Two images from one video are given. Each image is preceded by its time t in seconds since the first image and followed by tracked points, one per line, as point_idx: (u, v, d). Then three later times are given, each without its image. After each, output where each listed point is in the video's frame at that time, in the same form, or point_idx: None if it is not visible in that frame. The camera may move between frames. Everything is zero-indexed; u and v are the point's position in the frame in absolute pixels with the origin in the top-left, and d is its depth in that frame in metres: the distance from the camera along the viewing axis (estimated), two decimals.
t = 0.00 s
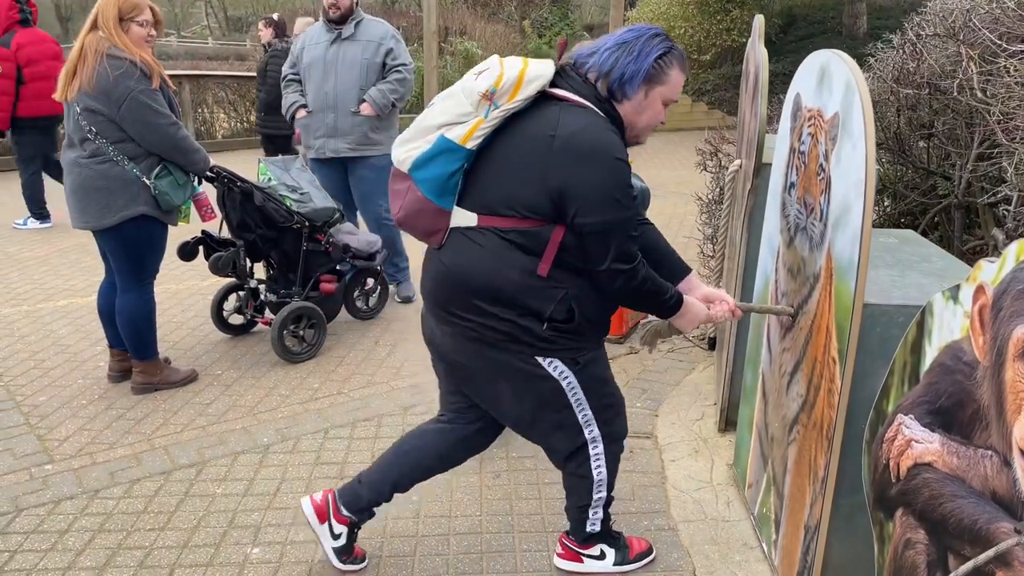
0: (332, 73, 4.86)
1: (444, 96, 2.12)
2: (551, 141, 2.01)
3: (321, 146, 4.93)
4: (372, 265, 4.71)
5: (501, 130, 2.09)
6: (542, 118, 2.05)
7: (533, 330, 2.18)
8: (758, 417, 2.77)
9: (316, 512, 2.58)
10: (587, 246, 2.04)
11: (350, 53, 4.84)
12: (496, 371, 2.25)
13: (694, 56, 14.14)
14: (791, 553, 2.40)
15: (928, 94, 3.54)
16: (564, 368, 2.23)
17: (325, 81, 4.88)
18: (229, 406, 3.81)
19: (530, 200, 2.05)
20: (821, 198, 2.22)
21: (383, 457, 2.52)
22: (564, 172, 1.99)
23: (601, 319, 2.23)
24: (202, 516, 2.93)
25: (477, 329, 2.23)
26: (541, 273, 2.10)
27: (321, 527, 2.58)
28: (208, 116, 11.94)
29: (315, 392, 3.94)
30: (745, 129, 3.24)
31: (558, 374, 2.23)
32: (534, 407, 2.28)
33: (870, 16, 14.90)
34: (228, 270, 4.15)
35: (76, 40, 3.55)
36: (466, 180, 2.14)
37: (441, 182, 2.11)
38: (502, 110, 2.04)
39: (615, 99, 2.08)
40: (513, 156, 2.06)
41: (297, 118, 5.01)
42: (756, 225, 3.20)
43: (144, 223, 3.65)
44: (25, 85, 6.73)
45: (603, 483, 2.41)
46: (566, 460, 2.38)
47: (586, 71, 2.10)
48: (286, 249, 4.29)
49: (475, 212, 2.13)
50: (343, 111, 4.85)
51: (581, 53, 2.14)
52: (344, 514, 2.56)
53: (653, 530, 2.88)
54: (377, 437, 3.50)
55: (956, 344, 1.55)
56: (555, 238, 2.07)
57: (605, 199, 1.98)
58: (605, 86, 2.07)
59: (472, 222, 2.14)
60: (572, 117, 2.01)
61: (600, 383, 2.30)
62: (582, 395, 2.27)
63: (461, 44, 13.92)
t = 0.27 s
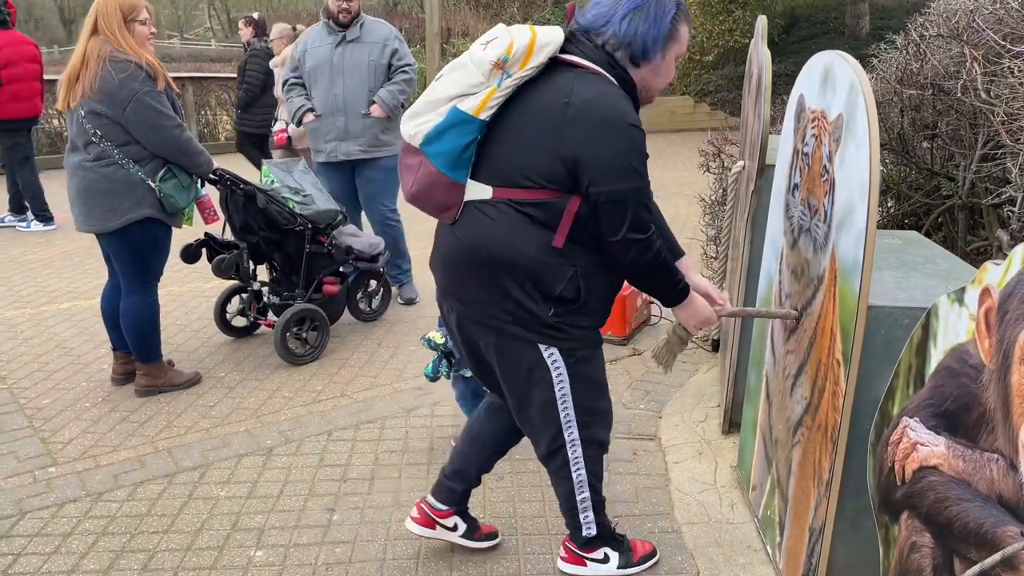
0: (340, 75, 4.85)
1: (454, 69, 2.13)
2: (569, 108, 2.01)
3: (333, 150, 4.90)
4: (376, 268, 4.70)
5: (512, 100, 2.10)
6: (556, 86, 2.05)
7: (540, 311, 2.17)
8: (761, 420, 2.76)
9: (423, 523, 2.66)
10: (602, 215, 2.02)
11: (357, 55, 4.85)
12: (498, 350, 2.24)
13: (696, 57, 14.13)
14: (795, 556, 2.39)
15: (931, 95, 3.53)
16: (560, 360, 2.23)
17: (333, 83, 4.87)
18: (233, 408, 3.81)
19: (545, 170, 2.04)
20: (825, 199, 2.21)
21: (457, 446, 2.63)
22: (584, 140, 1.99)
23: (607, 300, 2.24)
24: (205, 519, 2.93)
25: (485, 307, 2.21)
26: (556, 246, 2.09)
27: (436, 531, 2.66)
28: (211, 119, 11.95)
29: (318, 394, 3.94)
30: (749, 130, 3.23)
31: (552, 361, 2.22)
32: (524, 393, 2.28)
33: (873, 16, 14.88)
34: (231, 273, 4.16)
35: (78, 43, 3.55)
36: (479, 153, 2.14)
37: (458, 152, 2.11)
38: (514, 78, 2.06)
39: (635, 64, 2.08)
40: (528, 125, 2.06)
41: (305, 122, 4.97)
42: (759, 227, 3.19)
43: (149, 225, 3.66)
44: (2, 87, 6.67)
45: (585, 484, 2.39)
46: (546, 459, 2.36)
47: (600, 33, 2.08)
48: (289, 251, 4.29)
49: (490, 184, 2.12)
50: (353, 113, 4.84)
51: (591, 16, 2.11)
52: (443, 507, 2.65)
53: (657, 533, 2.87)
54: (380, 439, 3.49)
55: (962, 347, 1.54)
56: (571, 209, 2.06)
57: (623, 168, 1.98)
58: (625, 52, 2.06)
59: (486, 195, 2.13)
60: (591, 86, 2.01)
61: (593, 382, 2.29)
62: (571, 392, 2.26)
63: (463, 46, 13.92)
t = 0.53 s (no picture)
0: (355, 79, 4.85)
1: (385, 98, 2.16)
2: (492, 86, 1.98)
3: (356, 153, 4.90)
4: (378, 270, 4.68)
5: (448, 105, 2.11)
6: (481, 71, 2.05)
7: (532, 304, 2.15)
8: (764, 422, 2.75)
9: (435, 557, 2.64)
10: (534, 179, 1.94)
11: (369, 57, 4.84)
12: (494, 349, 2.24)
13: (699, 58, 14.11)
14: (798, 558, 2.38)
15: (934, 95, 3.51)
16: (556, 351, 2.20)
17: (349, 87, 4.86)
18: (234, 411, 3.80)
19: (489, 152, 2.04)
20: (827, 200, 2.20)
21: (441, 471, 2.55)
22: (507, 114, 1.94)
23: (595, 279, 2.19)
24: (205, 523, 2.92)
25: (476, 311, 2.21)
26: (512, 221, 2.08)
27: (451, 558, 2.66)
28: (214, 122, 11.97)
29: (319, 397, 3.93)
30: (750, 131, 3.22)
31: (548, 356, 2.19)
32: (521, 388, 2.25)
33: (875, 16, 14.85)
34: (232, 276, 4.14)
35: (77, 47, 3.54)
36: (435, 166, 2.16)
37: (413, 173, 2.13)
38: (441, 85, 2.07)
39: (561, 21, 2.06)
40: (466, 115, 2.06)
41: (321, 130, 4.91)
42: (762, 228, 3.18)
43: (150, 227, 3.65)
44: None
45: (584, 479, 2.35)
46: (545, 453, 2.34)
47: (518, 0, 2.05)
48: (290, 253, 4.29)
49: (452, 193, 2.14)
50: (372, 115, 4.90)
51: None
52: (451, 534, 2.63)
53: (659, 536, 2.85)
54: (381, 442, 3.49)
55: (964, 348, 1.53)
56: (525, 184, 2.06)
57: (559, 131, 1.90)
58: (551, 12, 2.04)
59: (451, 203, 2.14)
60: (508, 59, 1.99)
61: (589, 375, 2.27)
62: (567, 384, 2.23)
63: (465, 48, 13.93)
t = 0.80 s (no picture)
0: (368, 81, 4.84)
1: (359, 109, 2.15)
2: (455, 76, 1.98)
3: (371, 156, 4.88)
4: (378, 275, 4.64)
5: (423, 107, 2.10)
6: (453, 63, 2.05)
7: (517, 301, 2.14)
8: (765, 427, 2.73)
9: (434, 563, 2.63)
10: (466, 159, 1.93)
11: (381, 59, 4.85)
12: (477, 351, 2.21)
13: (701, 59, 14.10)
14: (800, 564, 2.36)
15: (936, 97, 3.49)
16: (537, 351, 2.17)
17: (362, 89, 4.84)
18: (234, 416, 3.79)
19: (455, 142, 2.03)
20: (827, 203, 2.18)
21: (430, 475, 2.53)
22: (462, 105, 1.93)
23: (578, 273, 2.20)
24: (205, 528, 2.91)
25: (457, 310, 2.19)
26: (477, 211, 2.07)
27: (451, 565, 2.64)
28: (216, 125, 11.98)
29: (319, 401, 3.92)
30: (750, 134, 3.21)
31: (529, 356, 2.17)
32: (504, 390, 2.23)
33: (878, 17, 14.81)
34: (232, 280, 4.13)
35: (77, 53, 3.55)
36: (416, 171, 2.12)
37: (393, 179, 2.10)
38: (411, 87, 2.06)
39: (528, 13, 2.05)
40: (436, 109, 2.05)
41: (334, 133, 4.89)
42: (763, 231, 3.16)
43: (150, 232, 3.64)
44: None
45: (573, 481, 2.32)
46: (533, 454, 2.32)
47: None
48: (290, 257, 4.28)
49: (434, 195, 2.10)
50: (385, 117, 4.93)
51: None
52: (451, 542, 2.61)
53: (660, 541, 2.84)
54: (382, 446, 3.47)
55: (966, 353, 1.51)
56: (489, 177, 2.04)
57: (508, 119, 1.88)
58: (517, 5, 2.03)
59: (432, 206, 2.10)
60: (468, 50, 1.98)
61: (575, 380, 2.24)
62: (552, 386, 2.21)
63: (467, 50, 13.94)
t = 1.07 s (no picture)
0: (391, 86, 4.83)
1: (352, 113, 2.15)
2: (451, 76, 1.95)
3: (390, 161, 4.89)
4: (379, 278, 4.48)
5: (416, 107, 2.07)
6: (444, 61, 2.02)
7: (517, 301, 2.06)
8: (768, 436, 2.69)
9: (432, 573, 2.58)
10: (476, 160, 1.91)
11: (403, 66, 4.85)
12: (469, 353, 2.14)
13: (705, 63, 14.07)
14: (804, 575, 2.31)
15: (941, 99, 3.44)
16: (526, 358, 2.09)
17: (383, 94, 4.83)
18: (233, 422, 3.76)
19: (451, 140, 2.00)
20: (830, 207, 2.15)
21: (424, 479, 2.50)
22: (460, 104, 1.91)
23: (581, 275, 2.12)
24: (201, 537, 2.88)
25: (455, 312, 2.12)
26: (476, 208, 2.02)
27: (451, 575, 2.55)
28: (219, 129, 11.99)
29: (319, 407, 3.89)
30: (752, 137, 3.17)
31: (518, 361, 2.09)
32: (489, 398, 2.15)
33: (882, 20, 14.76)
34: (230, 285, 4.14)
35: (73, 60, 3.52)
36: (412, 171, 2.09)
37: (388, 180, 2.07)
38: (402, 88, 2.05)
39: (514, 9, 2.02)
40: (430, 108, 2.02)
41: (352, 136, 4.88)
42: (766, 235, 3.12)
43: (148, 237, 3.62)
44: None
45: (524, 504, 2.22)
46: (497, 466, 2.22)
47: None
48: (290, 262, 4.24)
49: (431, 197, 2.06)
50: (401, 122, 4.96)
51: None
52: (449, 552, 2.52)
53: (661, 550, 2.79)
54: (381, 453, 3.44)
55: (972, 361, 1.48)
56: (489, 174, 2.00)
57: (509, 119, 1.86)
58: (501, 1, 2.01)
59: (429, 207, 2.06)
60: (460, 48, 1.96)
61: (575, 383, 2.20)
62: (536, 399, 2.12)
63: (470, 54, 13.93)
